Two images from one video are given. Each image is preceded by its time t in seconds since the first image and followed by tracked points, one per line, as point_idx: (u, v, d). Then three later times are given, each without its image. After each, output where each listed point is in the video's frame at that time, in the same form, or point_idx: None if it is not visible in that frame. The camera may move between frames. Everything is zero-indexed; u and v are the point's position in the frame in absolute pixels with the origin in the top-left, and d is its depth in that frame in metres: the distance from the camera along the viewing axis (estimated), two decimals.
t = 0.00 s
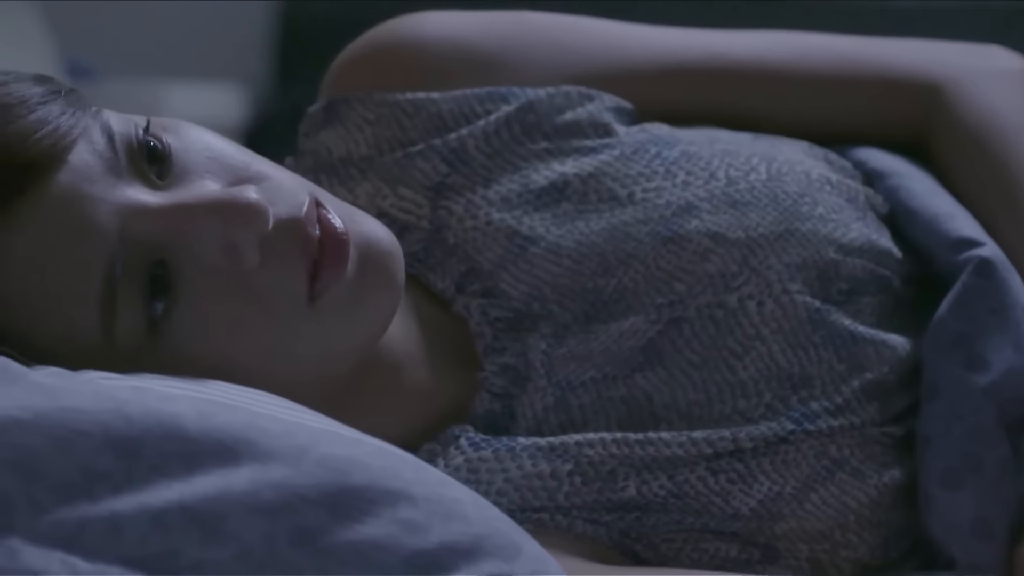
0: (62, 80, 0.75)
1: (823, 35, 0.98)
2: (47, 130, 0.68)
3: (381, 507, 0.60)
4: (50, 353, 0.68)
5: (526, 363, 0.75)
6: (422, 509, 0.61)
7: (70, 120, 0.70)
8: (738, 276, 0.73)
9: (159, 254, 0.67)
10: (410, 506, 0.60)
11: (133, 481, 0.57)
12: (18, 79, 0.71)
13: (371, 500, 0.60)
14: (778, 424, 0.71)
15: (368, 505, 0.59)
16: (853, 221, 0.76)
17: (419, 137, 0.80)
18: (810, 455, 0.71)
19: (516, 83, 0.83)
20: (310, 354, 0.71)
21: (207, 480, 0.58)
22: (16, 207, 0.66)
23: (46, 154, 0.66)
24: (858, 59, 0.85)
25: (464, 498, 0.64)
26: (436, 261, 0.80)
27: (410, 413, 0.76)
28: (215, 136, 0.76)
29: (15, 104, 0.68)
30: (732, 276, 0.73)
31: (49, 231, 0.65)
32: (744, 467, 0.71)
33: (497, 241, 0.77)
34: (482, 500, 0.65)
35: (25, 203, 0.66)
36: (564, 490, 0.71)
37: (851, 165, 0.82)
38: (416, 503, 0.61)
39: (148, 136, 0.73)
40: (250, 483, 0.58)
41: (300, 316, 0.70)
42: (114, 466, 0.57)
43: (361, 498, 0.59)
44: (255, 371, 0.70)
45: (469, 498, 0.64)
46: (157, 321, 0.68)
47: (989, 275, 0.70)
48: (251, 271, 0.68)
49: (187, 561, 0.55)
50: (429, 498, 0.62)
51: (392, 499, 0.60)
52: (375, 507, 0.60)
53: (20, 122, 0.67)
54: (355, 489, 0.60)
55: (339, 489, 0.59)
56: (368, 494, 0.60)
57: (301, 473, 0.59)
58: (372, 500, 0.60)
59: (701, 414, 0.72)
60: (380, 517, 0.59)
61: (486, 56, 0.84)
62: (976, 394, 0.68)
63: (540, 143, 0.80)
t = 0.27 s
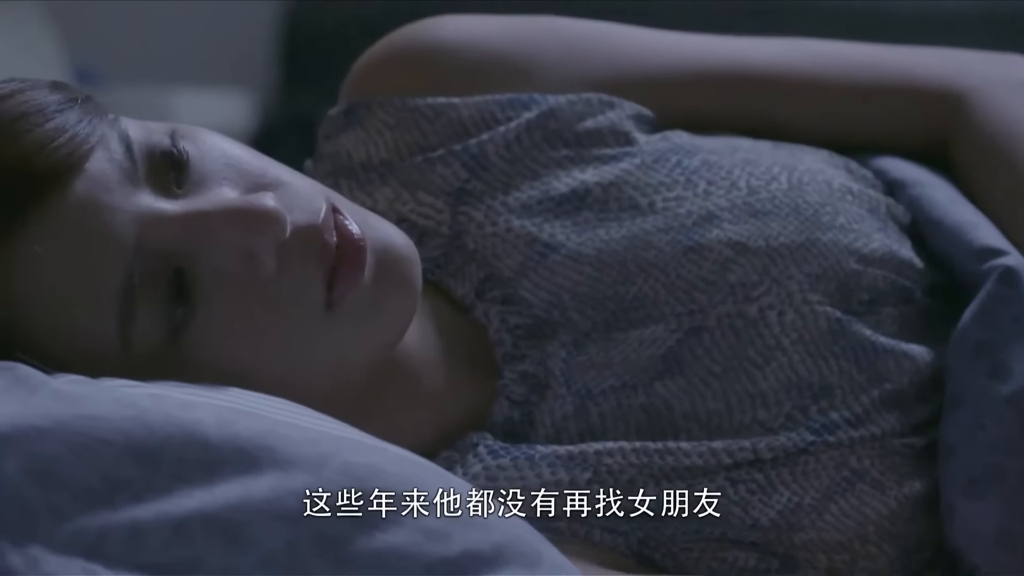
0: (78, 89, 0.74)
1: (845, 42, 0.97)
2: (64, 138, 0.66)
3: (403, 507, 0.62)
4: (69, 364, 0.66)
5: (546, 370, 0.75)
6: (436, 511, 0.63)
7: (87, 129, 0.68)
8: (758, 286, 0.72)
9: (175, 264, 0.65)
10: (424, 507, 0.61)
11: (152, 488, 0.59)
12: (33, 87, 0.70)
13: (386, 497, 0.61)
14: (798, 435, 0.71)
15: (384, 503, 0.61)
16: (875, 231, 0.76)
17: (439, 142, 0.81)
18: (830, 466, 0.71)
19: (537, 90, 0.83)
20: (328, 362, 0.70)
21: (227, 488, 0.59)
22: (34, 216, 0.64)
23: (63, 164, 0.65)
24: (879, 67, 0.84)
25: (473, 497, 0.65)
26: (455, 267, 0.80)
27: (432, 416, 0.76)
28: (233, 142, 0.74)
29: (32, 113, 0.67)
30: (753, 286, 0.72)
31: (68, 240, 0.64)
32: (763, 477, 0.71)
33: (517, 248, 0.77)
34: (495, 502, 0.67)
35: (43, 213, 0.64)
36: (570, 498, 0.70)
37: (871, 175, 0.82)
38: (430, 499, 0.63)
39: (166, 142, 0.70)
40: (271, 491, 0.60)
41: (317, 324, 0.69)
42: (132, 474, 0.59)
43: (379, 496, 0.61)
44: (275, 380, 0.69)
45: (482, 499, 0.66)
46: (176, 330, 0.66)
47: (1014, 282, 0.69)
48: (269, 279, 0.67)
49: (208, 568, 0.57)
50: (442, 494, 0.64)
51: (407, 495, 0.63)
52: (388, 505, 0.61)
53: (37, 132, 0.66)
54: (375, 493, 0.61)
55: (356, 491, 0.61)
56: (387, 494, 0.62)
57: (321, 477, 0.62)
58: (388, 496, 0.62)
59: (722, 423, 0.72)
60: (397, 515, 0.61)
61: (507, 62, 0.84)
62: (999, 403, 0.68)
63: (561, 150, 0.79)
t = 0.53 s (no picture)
0: (93, 95, 0.75)
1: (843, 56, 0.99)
2: (83, 144, 0.68)
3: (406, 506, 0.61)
4: (88, 370, 0.67)
5: (556, 375, 0.75)
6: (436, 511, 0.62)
7: (105, 135, 0.70)
8: (765, 289, 0.73)
9: (195, 268, 0.67)
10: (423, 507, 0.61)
11: (169, 497, 0.58)
12: (52, 95, 0.72)
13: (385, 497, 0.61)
14: (810, 435, 0.71)
15: (384, 503, 0.61)
16: (880, 236, 0.77)
17: (444, 153, 0.82)
18: (841, 466, 0.71)
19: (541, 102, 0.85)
20: (345, 367, 0.71)
21: (244, 494, 0.59)
22: (52, 223, 0.66)
23: (83, 170, 0.66)
24: (878, 79, 0.86)
25: (473, 497, 0.65)
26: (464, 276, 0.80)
27: (444, 424, 0.77)
28: (249, 151, 0.77)
29: (50, 120, 0.69)
30: (760, 289, 0.73)
31: (87, 247, 0.65)
32: (776, 478, 0.71)
33: (525, 256, 0.77)
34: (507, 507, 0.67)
35: (61, 219, 0.66)
36: (571, 498, 0.70)
37: (873, 183, 0.84)
38: (430, 499, 0.62)
39: (182, 150, 0.73)
40: (287, 497, 0.60)
41: (335, 328, 0.70)
42: (150, 481, 0.59)
43: (378, 496, 0.61)
44: (291, 385, 0.70)
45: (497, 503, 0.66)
46: (194, 335, 0.68)
47: (1019, 287, 0.70)
48: (287, 284, 0.68)
49: (225, 573, 0.57)
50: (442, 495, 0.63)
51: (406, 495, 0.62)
52: (387, 505, 0.61)
53: (54, 139, 0.68)
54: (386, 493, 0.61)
55: (355, 491, 0.60)
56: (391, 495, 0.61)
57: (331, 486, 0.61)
58: (388, 497, 0.61)
59: (733, 426, 0.73)
60: (396, 515, 0.61)
61: (511, 76, 0.85)
62: (1007, 404, 0.68)
63: (566, 160, 0.81)
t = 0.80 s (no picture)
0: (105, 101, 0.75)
1: (859, 58, 0.98)
2: (94, 151, 0.68)
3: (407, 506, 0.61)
4: (98, 375, 0.67)
5: (568, 381, 0.75)
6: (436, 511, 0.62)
7: (117, 141, 0.70)
8: (780, 295, 0.73)
9: (207, 275, 0.67)
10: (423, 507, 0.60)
11: (182, 503, 0.58)
12: (62, 101, 0.71)
13: (385, 497, 0.61)
14: (823, 442, 0.71)
15: (384, 503, 0.60)
16: (895, 242, 0.77)
17: (458, 157, 0.82)
18: (855, 474, 0.71)
19: (554, 105, 0.84)
20: (357, 373, 0.71)
21: (257, 501, 0.59)
22: (63, 230, 0.65)
23: (94, 176, 0.66)
24: (895, 83, 0.86)
25: (473, 497, 0.64)
26: (476, 280, 0.80)
27: (457, 429, 0.76)
28: (260, 155, 0.76)
29: (63, 126, 0.69)
30: (774, 296, 0.73)
31: (98, 253, 0.65)
32: (789, 486, 0.71)
33: (537, 261, 0.77)
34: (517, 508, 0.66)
35: (72, 226, 0.65)
36: (571, 498, 0.70)
37: (888, 189, 0.83)
38: (430, 499, 0.62)
39: (194, 155, 0.73)
40: (300, 505, 0.59)
41: (346, 335, 0.70)
42: (163, 487, 0.59)
43: (378, 496, 0.61)
44: (303, 392, 0.70)
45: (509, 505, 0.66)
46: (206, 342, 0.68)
47: None
48: (299, 291, 0.68)
49: None
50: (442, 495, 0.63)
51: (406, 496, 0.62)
52: (387, 505, 0.61)
53: (65, 146, 0.67)
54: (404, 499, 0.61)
55: (355, 491, 0.60)
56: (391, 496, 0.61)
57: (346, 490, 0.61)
58: (388, 497, 0.61)
59: (745, 432, 0.72)
60: (396, 515, 0.60)
61: (525, 78, 0.85)
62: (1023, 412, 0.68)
63: (580, 164, 0.80)
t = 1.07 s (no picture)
0: (117, 105, 0.75)
1: (871, 64, 0.98)
2: (108, 155, 0.67)
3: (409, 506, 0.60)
4: (112, 381, 0.67)
5: (580, 387, 0.75)
6: (436, 511, 0.61)
7: (130, 145, 0.70)
8: (792, 300, 0.73)
9: (221, 280, 0.67)
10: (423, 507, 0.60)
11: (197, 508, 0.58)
12: (75, 106, 0.71)
13: (385, 497, 0.60)
14: (835, 447, 0.71)
15: (384, 503, 0.60)
16: (906, 247, 0.77)
17: (469, 162, 0.82)
18: (867, 478, 0.71)
19: (566, 110, 0.84)
20: (370, 378, 0.71)
21: (272, 506, 0.59)
22: (76, 235, 0.65)
23: (107, 181, 0.66)
24: (905, 89, 0.86)
25: (473, 497, 0.63)
26: (488, 285, 0.80)
27: (469, 434, 0.76)
28: (273, 159, 0.76)
29: (76, 130, 0.69)
30: (786, 300, 0.73)
31: (112, 258, 0.65)
32: (802, 491, 0.71)
33: (549, 266, 0.77)
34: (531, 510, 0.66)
35: (85, 231, 0.65)
36: (571, 499, 0.70)
37: (899, 194, 0.83)
38: (430, 499, 0.61)
39: (207, 161, 0.73)
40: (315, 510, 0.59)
41: (359, 340, 0.70)
42: (177, 492, 0.58)
43: (379, 496, 0.60)
44: (316, 397, 0.70)
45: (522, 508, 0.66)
46: (219, 347, 0.68)
47: None
48: (313, 296, 0.68)
49: None
50: (442, 495, 0.62)
51: (406, 496, 0.61)
52: (387, 505, 0.60)
53: (79, 150, 0.67)
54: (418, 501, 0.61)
55: (355, 491, 0.60)
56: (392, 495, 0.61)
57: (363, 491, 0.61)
58: (388, 497, 0.61)
59: (758, 437, 0.72)
60: (396, 515, 0.60)
61: (537, 83, 0.85)
62: None
63: (591, 169, 0.81)
